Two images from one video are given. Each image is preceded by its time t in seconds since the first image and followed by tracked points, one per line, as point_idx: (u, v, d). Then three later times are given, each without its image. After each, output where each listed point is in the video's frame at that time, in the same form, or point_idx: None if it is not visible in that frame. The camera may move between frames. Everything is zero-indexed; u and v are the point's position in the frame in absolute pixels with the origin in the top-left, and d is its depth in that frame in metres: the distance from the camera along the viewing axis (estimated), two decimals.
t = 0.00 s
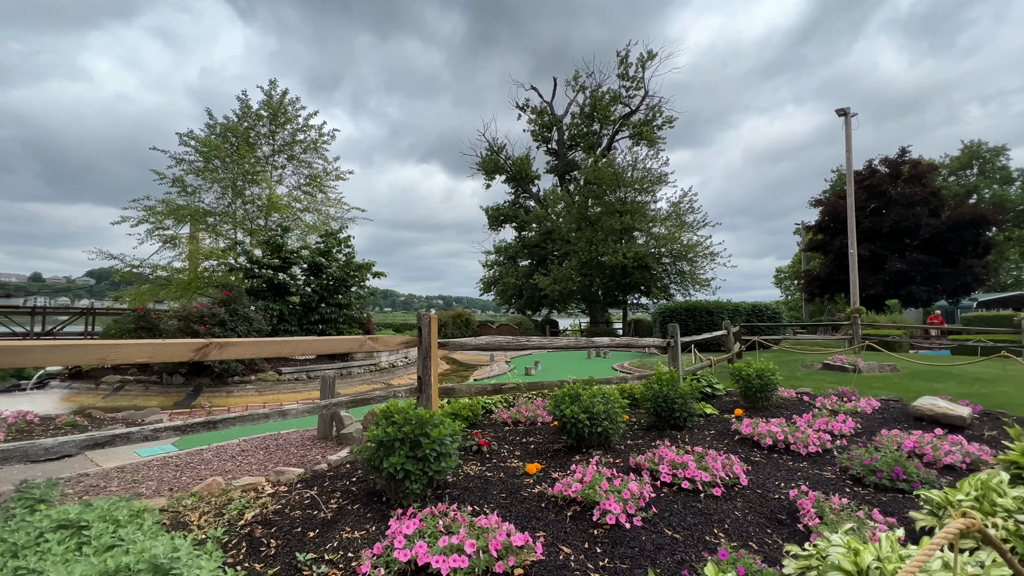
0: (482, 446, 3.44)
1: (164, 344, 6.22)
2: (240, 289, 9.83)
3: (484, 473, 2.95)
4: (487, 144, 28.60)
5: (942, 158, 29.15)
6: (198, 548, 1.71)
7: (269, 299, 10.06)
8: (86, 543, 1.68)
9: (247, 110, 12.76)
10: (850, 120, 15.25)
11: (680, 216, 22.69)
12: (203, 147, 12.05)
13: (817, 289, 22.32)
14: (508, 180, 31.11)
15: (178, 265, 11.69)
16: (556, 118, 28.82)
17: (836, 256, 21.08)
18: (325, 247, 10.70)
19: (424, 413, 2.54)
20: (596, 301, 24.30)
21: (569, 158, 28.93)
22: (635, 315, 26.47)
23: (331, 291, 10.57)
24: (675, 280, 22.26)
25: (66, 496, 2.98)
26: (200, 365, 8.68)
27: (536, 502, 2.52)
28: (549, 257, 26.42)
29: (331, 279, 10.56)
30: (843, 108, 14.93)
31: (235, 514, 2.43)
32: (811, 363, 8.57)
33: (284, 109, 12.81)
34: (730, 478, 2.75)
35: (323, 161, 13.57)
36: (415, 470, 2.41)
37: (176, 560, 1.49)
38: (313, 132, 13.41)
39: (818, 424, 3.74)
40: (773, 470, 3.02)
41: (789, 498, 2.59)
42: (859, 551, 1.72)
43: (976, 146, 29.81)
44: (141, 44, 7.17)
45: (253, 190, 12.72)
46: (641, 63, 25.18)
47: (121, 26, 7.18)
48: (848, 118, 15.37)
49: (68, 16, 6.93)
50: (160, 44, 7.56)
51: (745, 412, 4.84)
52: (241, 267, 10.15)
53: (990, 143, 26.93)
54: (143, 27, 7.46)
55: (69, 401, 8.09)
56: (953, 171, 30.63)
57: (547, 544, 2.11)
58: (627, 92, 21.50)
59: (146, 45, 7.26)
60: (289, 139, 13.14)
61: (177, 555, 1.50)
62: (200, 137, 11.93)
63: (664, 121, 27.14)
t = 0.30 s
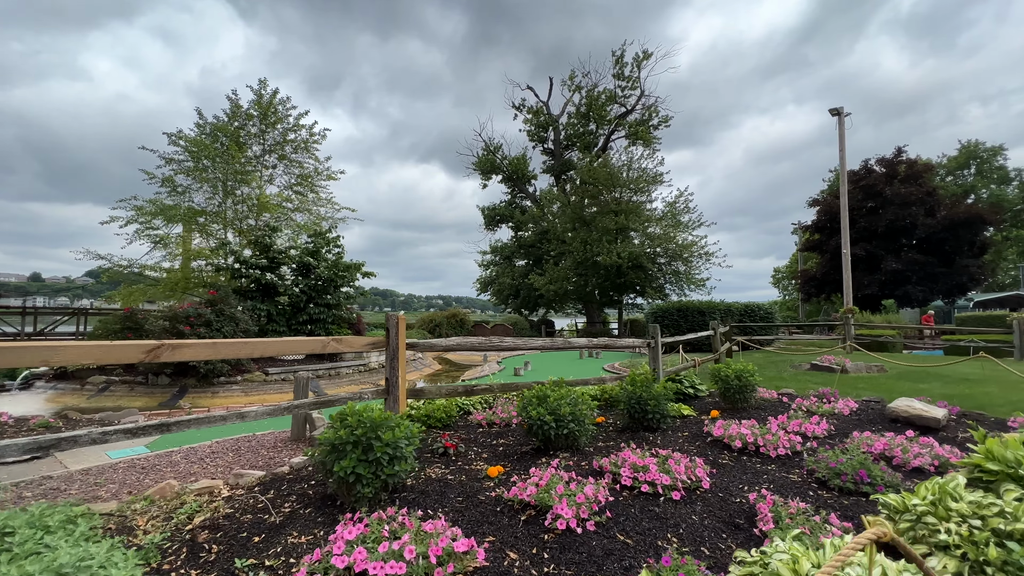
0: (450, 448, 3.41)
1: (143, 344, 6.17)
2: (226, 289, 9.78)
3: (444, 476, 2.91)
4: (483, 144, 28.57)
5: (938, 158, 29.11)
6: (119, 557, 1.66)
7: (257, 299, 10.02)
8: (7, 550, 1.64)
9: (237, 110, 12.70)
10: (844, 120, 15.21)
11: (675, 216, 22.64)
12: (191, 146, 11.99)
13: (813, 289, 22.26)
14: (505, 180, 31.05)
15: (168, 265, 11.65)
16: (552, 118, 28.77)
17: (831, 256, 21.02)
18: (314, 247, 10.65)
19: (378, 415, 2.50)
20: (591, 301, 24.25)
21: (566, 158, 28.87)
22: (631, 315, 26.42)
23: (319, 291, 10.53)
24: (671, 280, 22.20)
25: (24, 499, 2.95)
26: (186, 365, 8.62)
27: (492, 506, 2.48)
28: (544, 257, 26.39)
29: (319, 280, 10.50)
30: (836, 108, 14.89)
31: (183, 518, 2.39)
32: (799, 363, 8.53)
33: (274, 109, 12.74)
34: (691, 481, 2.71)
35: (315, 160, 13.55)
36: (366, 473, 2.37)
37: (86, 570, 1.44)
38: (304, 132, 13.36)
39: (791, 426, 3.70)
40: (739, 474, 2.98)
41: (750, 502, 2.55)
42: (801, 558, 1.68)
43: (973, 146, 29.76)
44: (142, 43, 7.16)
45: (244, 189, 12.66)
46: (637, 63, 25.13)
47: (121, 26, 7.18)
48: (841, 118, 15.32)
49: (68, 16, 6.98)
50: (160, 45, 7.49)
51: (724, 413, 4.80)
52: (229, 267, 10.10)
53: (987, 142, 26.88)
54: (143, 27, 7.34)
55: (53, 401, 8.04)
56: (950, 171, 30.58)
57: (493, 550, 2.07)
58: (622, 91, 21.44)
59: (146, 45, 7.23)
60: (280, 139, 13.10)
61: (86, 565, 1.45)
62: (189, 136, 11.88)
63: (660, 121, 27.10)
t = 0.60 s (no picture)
0: (414, 447, 3.35)
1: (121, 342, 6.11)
2: (213, 288, 9.73)
3: (403, 476, 2.86)
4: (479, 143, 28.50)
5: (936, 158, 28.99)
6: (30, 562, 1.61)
7: (244, 298, 9.96)
8: None
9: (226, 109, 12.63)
10: (837, 119, 15.15)
11: (671, 215, 22.57)
12: (181, 145, 11.93)
13: (810, 289, 22.20)
14: (501, 180, 30.96)
15: (156, 264, 11.58)
16: (548, 117, 28.70)
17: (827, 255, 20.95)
18: (302, 246, 10.60)
19: (327, 413, 2.45)
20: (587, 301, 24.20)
21: (562, 157, 28.79)
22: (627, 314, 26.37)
23: (307, 290, 10.47)
24: (666, 279, 22.14)
25: None
26: (170, 363, 8.57)
27: (444, 506, 2.43)
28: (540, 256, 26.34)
29: (306, 279, 10.44)
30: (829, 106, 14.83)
31: (127, 518, 2.34)
32: (787, 363, 8.47)
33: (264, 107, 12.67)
34: (650, 480, 2.66)
35: (306, 159, 13.51)
36: (313, 473, 2.32)
37: None
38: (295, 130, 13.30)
39: (764, 425, 3.64)
40: (704, 473, 2.93)
41: (709, 501, 2.50)
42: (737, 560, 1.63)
43: (971, 146, 29.66)
44: (142, 43, 6.86)
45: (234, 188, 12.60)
46: (632, 62, 25.05)
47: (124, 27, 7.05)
48: (835, 117, 15.27)
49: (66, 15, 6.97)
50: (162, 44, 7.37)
51: (703, 412, 4.75)
52: (214, 265, 10.02)
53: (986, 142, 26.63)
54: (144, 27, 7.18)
55: (36, 400, 7.97)
56: (948, 171, 30.47)
57: (435, 552, 2.01)
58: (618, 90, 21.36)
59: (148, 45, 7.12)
60: (270, 138, 13.05)
61: None
62: (178, 135, 11.81)
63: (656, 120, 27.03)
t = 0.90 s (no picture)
0: (377, 451, 3.26)
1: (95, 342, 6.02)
2: (198, 288, 9.64)
3: (358, 482, 2.77)
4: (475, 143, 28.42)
5: (933, 158, 28.87)
6: None
7: (230, 298, 9.86)
8: None
9: (216, 107, 12.52)
10: (832, 118, 15.05)
11: (667, 215, 22.47)
12: (168, 144, 11.82)
13: (806, 288, 22.12)
14: (497, 179, 30.84)
15: (144, 264, 11.49)
16: (544, 117, 28.60)
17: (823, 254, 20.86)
18: (289, 245, 10.50)
19: (270, 418, 2.35)
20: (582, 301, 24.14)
21: (558, 156, 28.68)
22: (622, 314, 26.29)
23: (294, 290, 10.36)
24: (661, 279, 22.05)
25: None
26: (153, 364, 8.46)
27: (392, 514, 2.33)
28: (536, 256, 26.26)
29: (293, 278, 10.32)
30: (824, 105, 14.72)
31: (59, 527, 2.24)
32: (777, 363, 8.38)
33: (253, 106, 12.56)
34: (610, 485, 2.57)
35: (296, 157, 13.45)
36: (254, 479, 2.23)
37: None
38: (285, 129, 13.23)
39: (738, 429, 3.55)
40: (670, 479, 2.85)
41: (669, 509, 2.40)
42: None
43: (969, 145, 29.50)
44: (144, 43, 7.00)
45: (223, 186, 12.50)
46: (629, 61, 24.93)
47: (124, 26, 6.98)
48: (829, 115, 15.16)
49: (63, 16, 6.81)
50: (162, 44, 7.29)
51: (682, 414, 4.66)
52: (199, 265, 9.89)
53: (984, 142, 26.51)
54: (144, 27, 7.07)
55: (17, 401, 7.88)
56: (947, 170, 30.31)
57: (370, 566, 1.92)
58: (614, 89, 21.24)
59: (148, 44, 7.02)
60: (260, 137, 12.98)
61: None
62: (165, 134, 11.69)
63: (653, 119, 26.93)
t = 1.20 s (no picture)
0: (339, 452, 3.19)
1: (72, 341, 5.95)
2: (184, 287, 9.56)
3: (312, 484, 2.70)
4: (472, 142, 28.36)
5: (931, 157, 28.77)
6: None
7: (216, 297, 9.78)
8: None
9: (205, 106, 12.43)
10: (825, 117, 14.97)
11: (662, 214, 22.39)
12: (157, 143, 11.74)
13: (803, 288, 22.04)
14: (494, 179, 30.75)
15: (133, 264, 11.40)
16: (541, 116, 28.54)
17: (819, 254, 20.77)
18: (277, 244, 10.41)
19: (214, 418, 2.29)
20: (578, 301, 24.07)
21: (555, 156, 28.61)
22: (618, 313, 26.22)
23: (282, 290, 10.29)
24: (657, 279, 21.98)
25: None
26: (136, 363, 8.36)
27: (339, 518, 2.27)
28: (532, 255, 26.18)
29: (280, 278, 10.25)
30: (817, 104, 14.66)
31: None
32: (765, 363, 8.31)
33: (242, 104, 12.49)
34: (567, 487, 2.50)
35: (286, 156, 13.40)
36: (194, 482, 2.16)
37: None
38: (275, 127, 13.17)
39: (710, 429, 3.48)
40: (634, 481, 2.78)
41: (625, 512, 2.33)
42: None
43: (967, 145, 29.42)
44: (144, 42, 6.87)
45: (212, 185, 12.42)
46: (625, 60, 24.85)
47: (125, 26, 6.92)
48: (823, 114, 15.09)
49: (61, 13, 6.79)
50: (164, 44, 7.18)
51: (660, 415, 4.60)
52: (185, 264, 9.80)
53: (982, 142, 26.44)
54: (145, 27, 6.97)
55: None
56: (945, 170, 30.19)
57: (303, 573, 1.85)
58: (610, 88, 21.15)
59: (149, 44, 6.91)
60: (250, 136, 12.92)
61: None
62: (153, 133, 11.62)
63: (649, 118, 26.86)
